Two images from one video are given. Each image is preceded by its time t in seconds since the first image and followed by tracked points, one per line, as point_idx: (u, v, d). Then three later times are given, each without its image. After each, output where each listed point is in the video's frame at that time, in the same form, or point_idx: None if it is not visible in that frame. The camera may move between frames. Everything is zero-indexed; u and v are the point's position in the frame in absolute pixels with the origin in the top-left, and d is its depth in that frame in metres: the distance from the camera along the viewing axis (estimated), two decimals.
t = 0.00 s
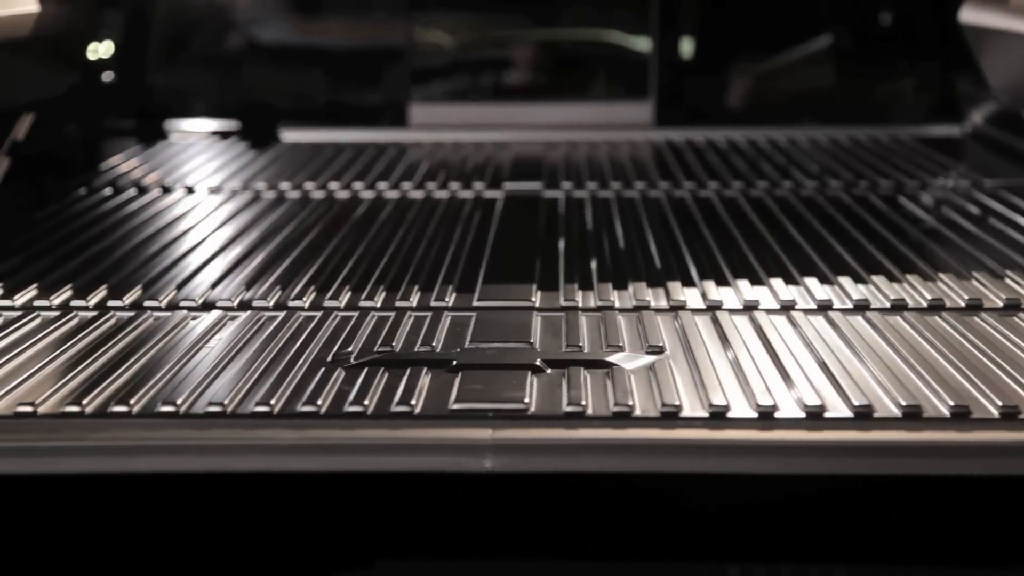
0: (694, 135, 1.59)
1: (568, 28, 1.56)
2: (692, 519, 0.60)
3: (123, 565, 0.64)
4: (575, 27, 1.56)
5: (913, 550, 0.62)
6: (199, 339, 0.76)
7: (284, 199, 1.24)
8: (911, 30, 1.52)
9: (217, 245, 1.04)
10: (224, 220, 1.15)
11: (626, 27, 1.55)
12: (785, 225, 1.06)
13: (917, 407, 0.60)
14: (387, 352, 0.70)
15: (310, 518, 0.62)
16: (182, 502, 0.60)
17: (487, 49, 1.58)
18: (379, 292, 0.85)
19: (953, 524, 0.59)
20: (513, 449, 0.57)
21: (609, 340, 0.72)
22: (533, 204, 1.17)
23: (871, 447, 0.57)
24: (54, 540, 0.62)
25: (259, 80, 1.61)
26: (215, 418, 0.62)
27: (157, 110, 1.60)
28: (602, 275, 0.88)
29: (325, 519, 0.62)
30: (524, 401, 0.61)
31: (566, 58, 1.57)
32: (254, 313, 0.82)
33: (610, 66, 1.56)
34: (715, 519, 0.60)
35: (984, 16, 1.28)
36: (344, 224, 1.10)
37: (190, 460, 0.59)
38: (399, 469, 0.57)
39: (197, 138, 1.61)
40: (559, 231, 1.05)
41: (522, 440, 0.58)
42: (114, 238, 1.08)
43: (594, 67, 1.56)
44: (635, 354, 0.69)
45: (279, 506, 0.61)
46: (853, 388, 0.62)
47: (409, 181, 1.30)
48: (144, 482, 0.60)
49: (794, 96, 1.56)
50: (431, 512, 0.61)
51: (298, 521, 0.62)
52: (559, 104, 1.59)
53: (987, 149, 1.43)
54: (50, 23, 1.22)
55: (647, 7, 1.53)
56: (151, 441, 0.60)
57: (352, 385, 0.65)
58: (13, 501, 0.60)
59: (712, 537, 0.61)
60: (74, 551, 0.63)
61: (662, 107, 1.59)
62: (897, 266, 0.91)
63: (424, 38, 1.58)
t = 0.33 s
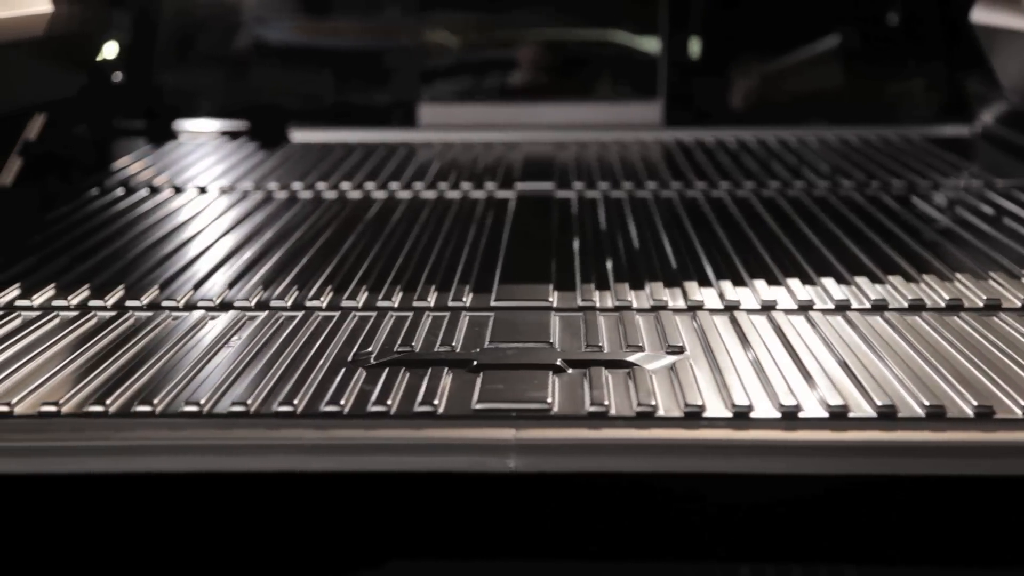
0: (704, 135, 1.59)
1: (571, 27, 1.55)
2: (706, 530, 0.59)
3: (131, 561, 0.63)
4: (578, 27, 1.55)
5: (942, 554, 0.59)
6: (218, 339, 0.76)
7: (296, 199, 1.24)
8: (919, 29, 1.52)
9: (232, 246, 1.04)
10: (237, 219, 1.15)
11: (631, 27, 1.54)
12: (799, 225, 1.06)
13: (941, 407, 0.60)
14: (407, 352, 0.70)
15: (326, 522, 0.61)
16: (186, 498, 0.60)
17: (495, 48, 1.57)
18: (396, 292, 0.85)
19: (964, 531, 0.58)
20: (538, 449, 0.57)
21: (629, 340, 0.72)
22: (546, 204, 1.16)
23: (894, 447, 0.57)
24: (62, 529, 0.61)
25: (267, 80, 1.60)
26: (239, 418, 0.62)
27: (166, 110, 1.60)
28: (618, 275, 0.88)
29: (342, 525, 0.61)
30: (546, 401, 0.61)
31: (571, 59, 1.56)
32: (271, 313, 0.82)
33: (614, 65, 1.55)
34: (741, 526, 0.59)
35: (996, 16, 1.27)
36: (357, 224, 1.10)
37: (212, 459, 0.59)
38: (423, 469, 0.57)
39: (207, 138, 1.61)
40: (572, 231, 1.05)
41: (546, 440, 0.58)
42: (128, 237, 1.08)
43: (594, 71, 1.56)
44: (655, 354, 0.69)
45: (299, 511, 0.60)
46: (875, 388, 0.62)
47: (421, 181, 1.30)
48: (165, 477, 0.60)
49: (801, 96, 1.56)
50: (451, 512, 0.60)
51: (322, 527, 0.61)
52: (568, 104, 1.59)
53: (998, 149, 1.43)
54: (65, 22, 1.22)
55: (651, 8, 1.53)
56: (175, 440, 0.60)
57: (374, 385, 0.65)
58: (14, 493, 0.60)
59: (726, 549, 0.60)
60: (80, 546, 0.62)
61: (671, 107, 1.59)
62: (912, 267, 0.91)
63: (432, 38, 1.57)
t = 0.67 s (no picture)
0: (713, 134, 1.59)
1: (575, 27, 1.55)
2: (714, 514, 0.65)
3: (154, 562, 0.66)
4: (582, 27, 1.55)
5: (939, 548, 0.64)
6: (236, 339, 0.76)
7: (307, 199, 1.24)
8: (928, 28, 1.51)
9: (246, 246, 1.04)
10: (250, 220, 1.15)
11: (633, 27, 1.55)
12: (811, 225, 1.06)
13: (962, 407, 0.60)
14: (425, 352, 0.71)
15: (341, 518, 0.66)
16: (192, 500, 0.63)
17: (502, 48, 1.57)
18: (412, 292, 0.85)
19: (956, 523, 0.63)
20: (560, 449, 0.58)
21: (648, 339, 0.72)
22: (558, 204, 1.17)
23: (919, 447, 0.57)
24: (71, 534, 0.64)
25: (275, 80, 1.59)
26: (260, 418, 0.61)
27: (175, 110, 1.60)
28: (633, 275, 0.88)
29: (351, 520, 0.65)
30: (567, 401, 0.61)
31: (579, 58, 1.56)
32: (288, 313, 0.82)
33: (621, 64, 1.56)
34: (748, 518, 0.64)
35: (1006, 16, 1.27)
36: (369, 224, 1.10)
37: (236, 459, 0.59)
38: (445, 468, 0.58)
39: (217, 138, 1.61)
40: (585, 231, 1.05)
41: (568, 440, 0.58)
42: (141, 237, 1.08)
43: (607, 67, 1.56)
44: (673, 354, 0.69)
45: (315, 508, 0.66)
46: (897, 389, 0.62)
47: (432, 181, 1.30)
48: (172, 479, 0.63)
49: (808, 96, 1.56)
50: (446, 509, 0.65)
51: (339, 522, 0.66)
52: (576, 104, 1.58)
53: (1007, 149, 1.42)
54: (72, 22, 1.22)
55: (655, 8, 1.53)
56: (198, 440, 0.60)
57: (394, 385, 0.65)
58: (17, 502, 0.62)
59: (726, 531, 0.65)
60: (96, 551, 0.66)
61: (680, 107, 1.58)
62: (927, 267, 0.91)
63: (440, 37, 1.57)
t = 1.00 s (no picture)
0: (721, 134, 1.59)
1: (579, 28, 1.54)
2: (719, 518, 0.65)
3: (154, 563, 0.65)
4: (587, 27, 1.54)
5: (963, 550, 0.61)
6: (256, 339, 0.76)
7: (318, 199, 1.24)
8: (934, 27, 1.50)
9: (261, 246, 1.04)
10: (263, 220, 1.15)
11: (639, 27, 1.54)
12: (824, 225, 1.06)
13: (985, 407, 0.59)
14: (444, 352, 0.71)
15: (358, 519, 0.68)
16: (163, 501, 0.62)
17: (508, 48, 1.56)
18: (428, 292, 0.85)
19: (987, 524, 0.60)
20: (582, 448, 0.58)
21: (667, 339, 0.72)
22: (571, 204, 1.16)
23: (944, 448, 0.57)
24: (66, 538, 0.63)
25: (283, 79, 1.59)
26: (283, 418, 0.61)
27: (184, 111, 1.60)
28: (649, 275, 0.88)
29: (284, 517, 0.63)
30: (588, 401, 0.61)
31: (582, 58, 1.56)
32: (306, 313, 0.82)
33: (627, 64, 1.55)
34: (754, 518, 0.61)
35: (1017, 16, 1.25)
36: (382, 224, 1.10)
37: (259, 458, 0.59)
38: (467, 468, 0.58)
39: (227, 138, 1.61)
40: (598, 231, 1.05)
41: (590, 440, 0.58)
42: (153, 237, 1.08)
43: (613, 67, 1.56)
44: (692, 354, 0.69)
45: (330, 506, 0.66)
46: (919, 389, 0.62)
47: (444, 181, 1.30)
48: (170, 480, 0.61)
49: (817, 96, 1.56)
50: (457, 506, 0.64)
51: (323, 521, 0.63)
52: (584, 104, 1.58)
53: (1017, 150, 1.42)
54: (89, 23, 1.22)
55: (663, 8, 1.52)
56: (221, 440, 0.60)
57: (415, 385, 0.65)
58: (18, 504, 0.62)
59: (733, 531, 0.62)
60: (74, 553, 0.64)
61: (689, 107, 1.58)
62: (943, 267, 0.90)
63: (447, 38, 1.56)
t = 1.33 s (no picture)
0: (733, 134, 1.58)
1: (582, 28, 1.54)
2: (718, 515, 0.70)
3: (147, 564, 0.63)
4: (588, 27, 1.54)
5: (982, 550, 0.60)
6: (277, 339, 0.76)
7: (327, 199, 1.24)
8: (943, 27, 1.50)
9: (279, 246, 1.04)
10: (279, 220, 1.15)
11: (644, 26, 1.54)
12: (840, 224, 1.06)
13: (1011, 408, 0.59)
14: (467, 352, 0.71)
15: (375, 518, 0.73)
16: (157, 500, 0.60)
17: (516, 48, 1.56)
18: (446, 292, 0.85)
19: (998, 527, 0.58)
20: (609, 448, 0.58)
21: (688, 339, 0.72)
22: (585, 204, 1.16)
23: (963, 448, 0.57)
24: (53, 542, 0.62)
25: (292, 79, 1.59)
26: (309, 417, 0.62)
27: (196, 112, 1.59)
28: (667, 275, 0.88)
29: (270, 517, 0.61)
30: (613, 401, 0.62)
31: (585, 57, 1.55)
32: (326, 313, 0.82)
33: (635, 64, 1.55)
34: (754, 518, 0.59)
35: None
36: (397, 224, 1.10)
37: (282, 458, 0.59)
38: (494, 470, 0.58)
39: (242, 138, 1.61)
40: (613, 231, 1.05)
41: (617, 440, 0.58)
42: (169, 237, 1.08)
43: (620, 67, 1.56)
44: (713, 354, 0.69)
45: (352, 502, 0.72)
46: (943, 389, 0.62)
47: (457, 181, 1.30)
48: (178, 481, 0.60)
49: (826, 95, 1.56)
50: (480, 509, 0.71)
51: (300, 517, 0.61)
52: (594, 104, 1.58)
53: None
54: (88, 27, 1.22)
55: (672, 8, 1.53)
56: (248, 440, 0.60)
57: (440, 385, 0.65)
58: (19, 506, 0.60)
59: (732, 531, 0.60)
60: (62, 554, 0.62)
61: (699, 107, 1.58)
62: (962, 267, 0.90)
63: (456, 39, 1.56)
